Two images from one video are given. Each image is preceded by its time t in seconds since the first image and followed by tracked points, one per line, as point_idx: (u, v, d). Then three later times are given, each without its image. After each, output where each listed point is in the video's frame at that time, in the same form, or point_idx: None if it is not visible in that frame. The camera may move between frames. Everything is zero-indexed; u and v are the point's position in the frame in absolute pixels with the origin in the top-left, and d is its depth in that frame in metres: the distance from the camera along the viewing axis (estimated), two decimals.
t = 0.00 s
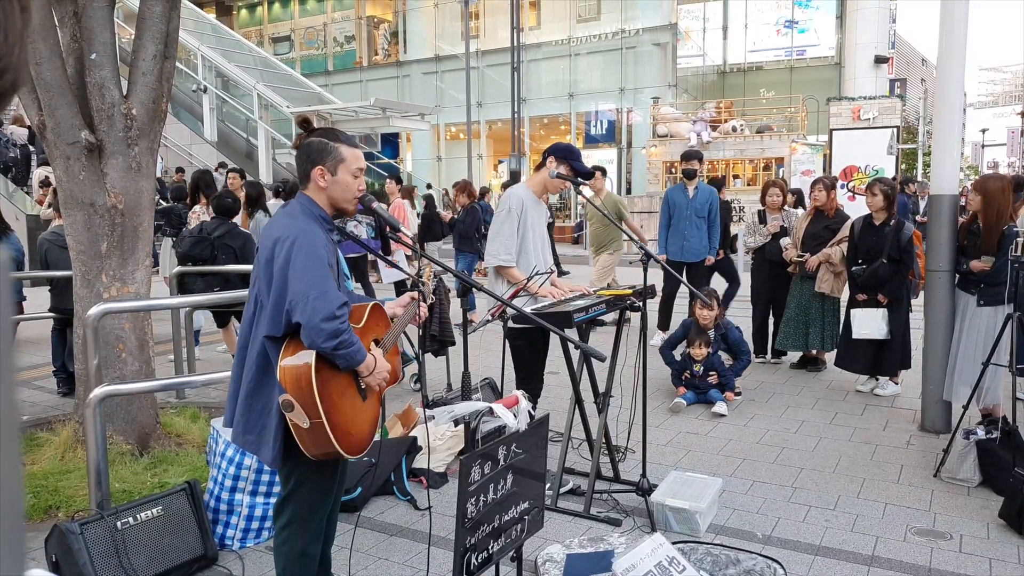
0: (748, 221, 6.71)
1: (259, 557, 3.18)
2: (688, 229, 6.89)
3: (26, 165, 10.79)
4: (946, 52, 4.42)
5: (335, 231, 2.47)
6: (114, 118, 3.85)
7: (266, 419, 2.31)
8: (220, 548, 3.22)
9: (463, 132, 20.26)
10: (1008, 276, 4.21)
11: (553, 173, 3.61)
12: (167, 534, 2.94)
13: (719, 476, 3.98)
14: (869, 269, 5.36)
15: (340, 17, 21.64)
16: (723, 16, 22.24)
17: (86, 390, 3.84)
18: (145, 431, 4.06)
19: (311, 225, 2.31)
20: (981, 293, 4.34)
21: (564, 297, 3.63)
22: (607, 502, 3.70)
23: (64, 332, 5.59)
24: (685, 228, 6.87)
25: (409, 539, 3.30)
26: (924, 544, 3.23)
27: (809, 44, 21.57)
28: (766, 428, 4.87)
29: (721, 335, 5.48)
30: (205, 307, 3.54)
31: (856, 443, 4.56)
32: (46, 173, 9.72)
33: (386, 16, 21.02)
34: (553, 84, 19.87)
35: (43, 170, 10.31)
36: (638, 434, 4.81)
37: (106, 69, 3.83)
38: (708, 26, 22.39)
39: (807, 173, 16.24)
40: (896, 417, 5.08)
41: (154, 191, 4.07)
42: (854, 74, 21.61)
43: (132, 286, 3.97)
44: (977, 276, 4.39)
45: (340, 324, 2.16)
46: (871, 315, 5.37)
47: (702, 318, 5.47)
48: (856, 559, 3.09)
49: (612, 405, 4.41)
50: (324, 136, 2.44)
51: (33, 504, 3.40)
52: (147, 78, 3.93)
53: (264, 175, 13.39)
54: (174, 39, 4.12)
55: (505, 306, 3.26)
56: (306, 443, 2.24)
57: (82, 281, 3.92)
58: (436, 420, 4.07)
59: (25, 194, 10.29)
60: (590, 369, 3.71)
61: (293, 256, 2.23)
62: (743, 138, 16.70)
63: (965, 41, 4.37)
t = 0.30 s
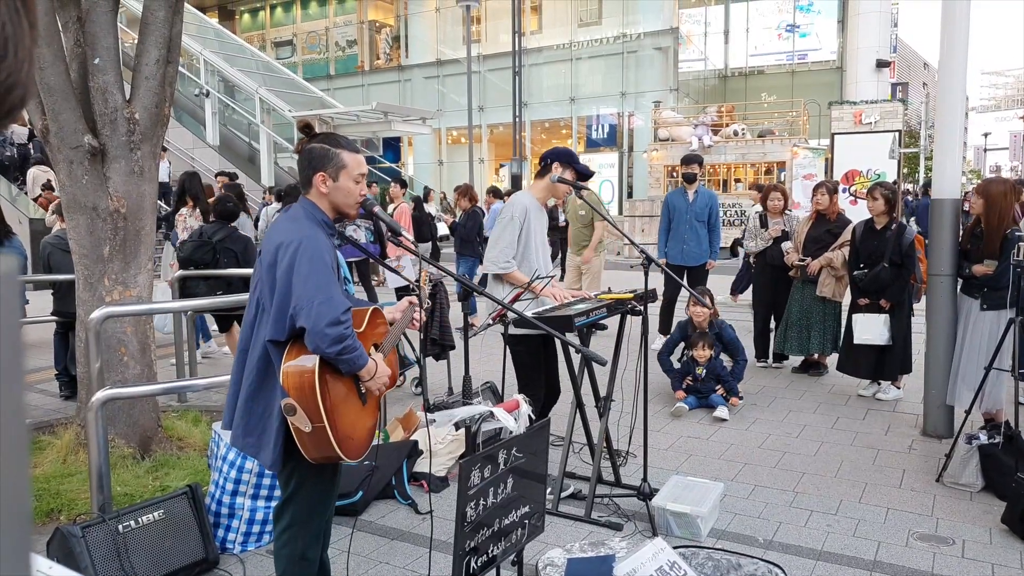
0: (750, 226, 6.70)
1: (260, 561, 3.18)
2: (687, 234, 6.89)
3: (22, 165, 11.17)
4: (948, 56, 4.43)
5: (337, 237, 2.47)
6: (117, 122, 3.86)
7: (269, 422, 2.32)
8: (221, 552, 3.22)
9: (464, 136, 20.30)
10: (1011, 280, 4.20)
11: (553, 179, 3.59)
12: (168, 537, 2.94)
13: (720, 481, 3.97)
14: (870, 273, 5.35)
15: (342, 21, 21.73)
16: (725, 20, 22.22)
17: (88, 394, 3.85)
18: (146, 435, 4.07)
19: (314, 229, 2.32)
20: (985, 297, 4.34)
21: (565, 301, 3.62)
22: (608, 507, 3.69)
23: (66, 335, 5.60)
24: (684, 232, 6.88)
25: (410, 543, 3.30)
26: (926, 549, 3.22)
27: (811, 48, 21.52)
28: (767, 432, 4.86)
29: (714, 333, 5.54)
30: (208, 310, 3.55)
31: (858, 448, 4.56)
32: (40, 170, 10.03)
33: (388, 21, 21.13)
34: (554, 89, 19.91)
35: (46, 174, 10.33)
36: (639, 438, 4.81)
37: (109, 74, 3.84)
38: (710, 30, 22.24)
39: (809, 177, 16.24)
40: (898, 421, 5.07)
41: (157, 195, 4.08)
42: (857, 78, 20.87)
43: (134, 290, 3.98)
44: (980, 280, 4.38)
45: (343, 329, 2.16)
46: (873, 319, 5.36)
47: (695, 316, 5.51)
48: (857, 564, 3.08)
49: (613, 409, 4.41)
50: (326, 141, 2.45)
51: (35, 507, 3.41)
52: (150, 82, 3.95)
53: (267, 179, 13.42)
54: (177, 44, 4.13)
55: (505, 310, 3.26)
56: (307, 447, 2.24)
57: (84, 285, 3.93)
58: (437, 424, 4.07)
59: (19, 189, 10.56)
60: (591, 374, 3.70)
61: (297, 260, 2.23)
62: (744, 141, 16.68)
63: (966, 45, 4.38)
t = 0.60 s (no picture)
0: (752, 229, 6.71)
1: (263, 563, 3.18)
2: (690, 237, 6.89)
3: (20, 163, 11.61)
4: (952, 58, 4.42)
5: (337, 240, 2.48)
6: (121, 125, 3.88)
7: (266, 423, 2.33)
8: (224, 553, 3.23)
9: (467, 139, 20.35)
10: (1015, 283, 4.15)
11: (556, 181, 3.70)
12: (171, 539, 2.95)
13: (722, 483, 3.97)
14: (873, 277, 5.35)
15: (346, 25, 21.82)
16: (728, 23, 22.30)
17: (92, 396, 3.86)
18: (150, 437, 4.08)
19: (312, 233, 2.32)
20: (990, 299, 4.30)
21: (568, 304, 3.62)
22: (611, 510, 3.69)
23: (71, 338, 5.62)
24: (687, 235, 6.88)
25: (412, 546, 3.30)
26: (929, 553, 3.21)
27: (814, 50, 21.84)
28: (770, 436, 4.86)
29: (713, 330, 5.56)
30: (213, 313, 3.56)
31: (861, 451, 4.55)
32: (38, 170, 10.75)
33: (391, 24, 21.21)
34: (556, 91, 19.90)
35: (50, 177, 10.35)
36: (641, 441, 4.81)
37: (113, 77, 3.86)
38: (712, 33, 22.38)
39: (813, 180, 16.22)
40: (901, 425, 5.06)
41: (161, 198, 4.09)
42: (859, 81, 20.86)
43: (138, 292, 3.99)
44: (986, 283, 4.37)
45: (335, 333, 2.17)
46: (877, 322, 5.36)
47: (694, 316, 5.49)
48: (860, 567, 3.08)
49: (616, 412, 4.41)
50: (327, 145, 2.45)
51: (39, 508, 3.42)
52: (153, 86, 3.97)
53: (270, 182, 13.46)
54: (181, 47, 4.15)
55: (507, 313, 3.26)
56: (302, 448, 2.25)
57: (88, 288, 3.94)
58: (440, 427, 4.07)
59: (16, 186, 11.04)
60: (594, 377, 3.69)
61: (293, 264, 2.25)
62: (747, 144, 16.64)
63: (970, 47, 4.38)
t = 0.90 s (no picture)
0: (756, 232, 6.70)
1: (265, 563, 3.18)
2: (694, 240, 6.88)
3: (21, 159, 11.76)
4: (957, 61, 4.41)
5: (340, 240, 2.47)
6: (125, 126, 3.89)
7: (265, 421, 2.35)
8: (226, 554, 3.23)
9: (471, 141, 20.38)
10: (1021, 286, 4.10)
11: (559, 183, 3.72)
12: (173, 539, 2.95)
13: (724, 486, 3.97)
14: (875, 280, 5.34)
15: (350, 26, 21.87)
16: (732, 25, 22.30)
17: (95, 396, 3.87)
18: (152, 437, 4.08)
19: (311, 234, 2.33)
20: (995, 302, 4.26)
21: (569, 307, 3.61)
22: (612, 512, 3.68)
23: (74, 337, 5.64)
24: (691, 238, 6.87)
25: (414, 547, 3.30)
26: (931, 557, 3.20)
27: (818, 53, 21.81)
28: (772, 438, 4.85)
29: (725, 334, 5.53)
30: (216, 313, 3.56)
31: (864, 454, 4.53)
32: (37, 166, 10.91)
33: (395, 25, 21.25)
34: (560, 93, 19.90)
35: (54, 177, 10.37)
36: (643, 443, 4.80)
37: (117, 77, 3.87)
38: (717, 35, 22.43)
39: (816, 183, 16.18)
40: (904, 428, 5.04)
41: (164, 198, 4.10)
42: (863, 84, 20.89)
43: (141, 292, 4.00)
44: (990, 284, 4.32)
45: (325, 335, 2.16)
46: (879, 325, 5.35)
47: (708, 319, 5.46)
48: (862, 570, 3.07)
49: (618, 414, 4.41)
50: (334, 146, 2.45)
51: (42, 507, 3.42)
52: (158, 86, 3.97)
53: (273, 183, 13.49)
54: (185, 48, 4.15)
55: (509, 315, 3.26)
56: (296, 447, 2.26)
57: (92, 287, 3.95)
58: (441, 428, 4.07)
59: (17, 182, 11.28)
60: (597, 379, 3.68)
61: (289, 264, 2.26)
62: (751, 147, 16.69)
63: (976, 50, 4.37)
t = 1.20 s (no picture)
0: (759, 233, 6.69)
1: (267, 561, 3.18)
2: (699, 242, 6.87)
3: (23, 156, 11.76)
4: (961, 63, 4.40)
5: (342, 238, 2.47)
6: (128, 124, 3.89)
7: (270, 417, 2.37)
8: (228, 552, 3.23)
9: (474, 141, 20.39)
10: None
11: (560, 183, 3.76)
12: (174, 538, 2.95)
13: (726, 487, 3.96)
14: (876, 282, 5.34)
15: (353, 26, 21.90)
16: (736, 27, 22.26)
17: (97, 393, 3.87)
18: (155, 436, 4.09)
19: (310, 233, 2.33)
20: (1000, 303, 4.25)
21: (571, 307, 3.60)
22: (613, 512, 3.68)
23: (76, 336, 5.64)
24: (696, 240, 6.87)
25: (415, 546, 3.30)
26: (932, 559, 3.19)
27: (822, 55, 21.58)
28: (773, 440, 4.84)
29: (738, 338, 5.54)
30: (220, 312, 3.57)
31: (865, 456, 4.52)
32: (35, 159, 10.96)
33: (398, 25, 21.26)
34: (564, 94, 19.87)
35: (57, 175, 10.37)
36: (645, 444, 4.81)
37: (120, 76, 3.88)
38: (721, 37, 22.39)
39: (819, 184, 16.17)
40: (905, 430, 5.03)
41: (167, 196, 4.11)
42: (867, 86, 21.22)
43: (143, 291, 4.01)
44: (997, 285, 4.30)
45: (318, 332, 2.15)
46: (881, 327, 5.34)
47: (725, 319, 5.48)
48: (861, 572, 3.07)
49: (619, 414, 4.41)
50: (337, 145, 2.46)
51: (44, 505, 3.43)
52: (160, 84, 3.98)
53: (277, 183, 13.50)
54: (188, 46, 4.15)
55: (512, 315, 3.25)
56: (297, 444, 2.27)
57: (94, 286, 3.96)
58: (442, 428, 4.07)
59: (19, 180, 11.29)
60: (599, 379, 3.68)
61: (286, 263, 2.27)
62: (754, 148, 16.68)
63: (980, 52, 4.36)
